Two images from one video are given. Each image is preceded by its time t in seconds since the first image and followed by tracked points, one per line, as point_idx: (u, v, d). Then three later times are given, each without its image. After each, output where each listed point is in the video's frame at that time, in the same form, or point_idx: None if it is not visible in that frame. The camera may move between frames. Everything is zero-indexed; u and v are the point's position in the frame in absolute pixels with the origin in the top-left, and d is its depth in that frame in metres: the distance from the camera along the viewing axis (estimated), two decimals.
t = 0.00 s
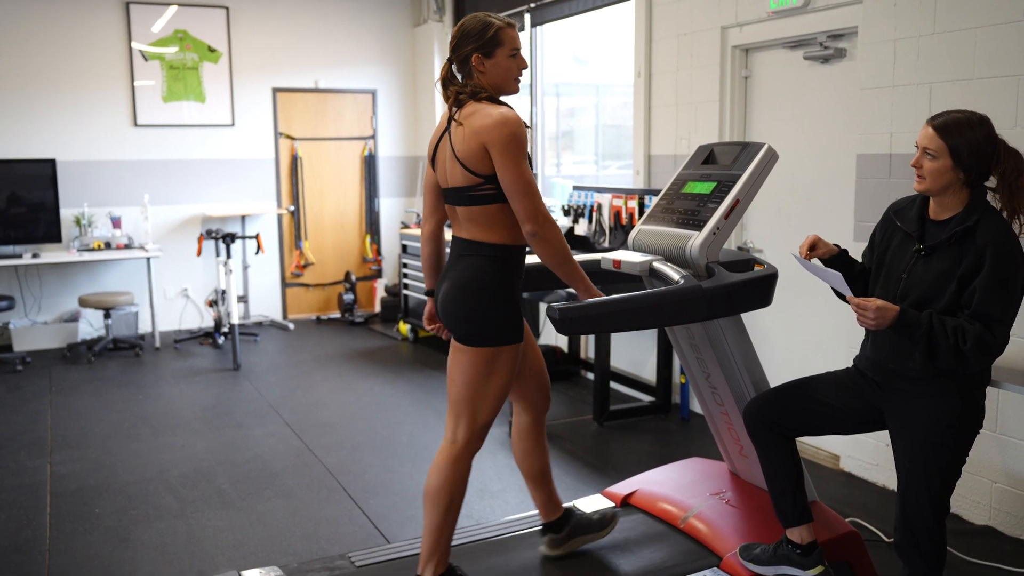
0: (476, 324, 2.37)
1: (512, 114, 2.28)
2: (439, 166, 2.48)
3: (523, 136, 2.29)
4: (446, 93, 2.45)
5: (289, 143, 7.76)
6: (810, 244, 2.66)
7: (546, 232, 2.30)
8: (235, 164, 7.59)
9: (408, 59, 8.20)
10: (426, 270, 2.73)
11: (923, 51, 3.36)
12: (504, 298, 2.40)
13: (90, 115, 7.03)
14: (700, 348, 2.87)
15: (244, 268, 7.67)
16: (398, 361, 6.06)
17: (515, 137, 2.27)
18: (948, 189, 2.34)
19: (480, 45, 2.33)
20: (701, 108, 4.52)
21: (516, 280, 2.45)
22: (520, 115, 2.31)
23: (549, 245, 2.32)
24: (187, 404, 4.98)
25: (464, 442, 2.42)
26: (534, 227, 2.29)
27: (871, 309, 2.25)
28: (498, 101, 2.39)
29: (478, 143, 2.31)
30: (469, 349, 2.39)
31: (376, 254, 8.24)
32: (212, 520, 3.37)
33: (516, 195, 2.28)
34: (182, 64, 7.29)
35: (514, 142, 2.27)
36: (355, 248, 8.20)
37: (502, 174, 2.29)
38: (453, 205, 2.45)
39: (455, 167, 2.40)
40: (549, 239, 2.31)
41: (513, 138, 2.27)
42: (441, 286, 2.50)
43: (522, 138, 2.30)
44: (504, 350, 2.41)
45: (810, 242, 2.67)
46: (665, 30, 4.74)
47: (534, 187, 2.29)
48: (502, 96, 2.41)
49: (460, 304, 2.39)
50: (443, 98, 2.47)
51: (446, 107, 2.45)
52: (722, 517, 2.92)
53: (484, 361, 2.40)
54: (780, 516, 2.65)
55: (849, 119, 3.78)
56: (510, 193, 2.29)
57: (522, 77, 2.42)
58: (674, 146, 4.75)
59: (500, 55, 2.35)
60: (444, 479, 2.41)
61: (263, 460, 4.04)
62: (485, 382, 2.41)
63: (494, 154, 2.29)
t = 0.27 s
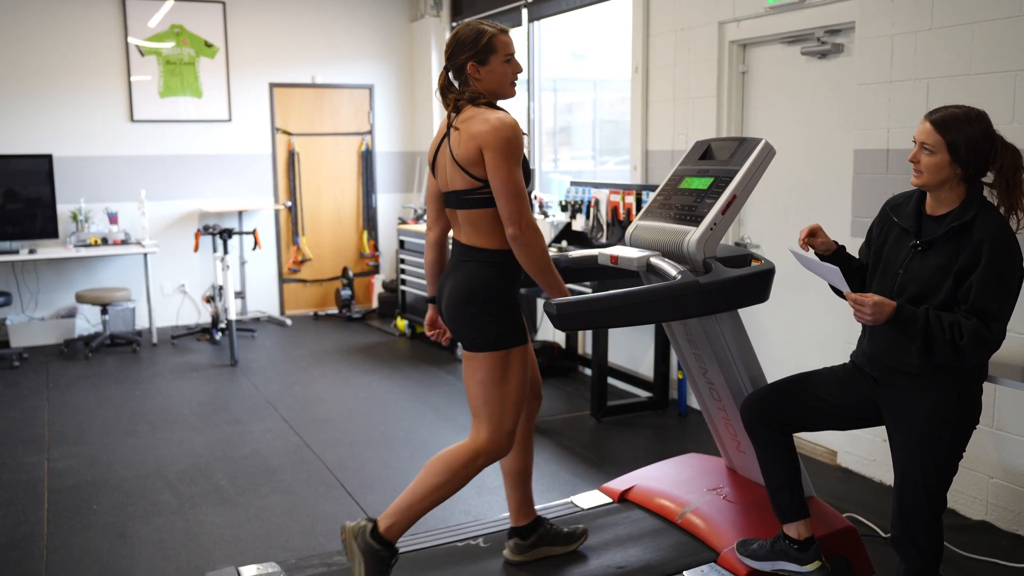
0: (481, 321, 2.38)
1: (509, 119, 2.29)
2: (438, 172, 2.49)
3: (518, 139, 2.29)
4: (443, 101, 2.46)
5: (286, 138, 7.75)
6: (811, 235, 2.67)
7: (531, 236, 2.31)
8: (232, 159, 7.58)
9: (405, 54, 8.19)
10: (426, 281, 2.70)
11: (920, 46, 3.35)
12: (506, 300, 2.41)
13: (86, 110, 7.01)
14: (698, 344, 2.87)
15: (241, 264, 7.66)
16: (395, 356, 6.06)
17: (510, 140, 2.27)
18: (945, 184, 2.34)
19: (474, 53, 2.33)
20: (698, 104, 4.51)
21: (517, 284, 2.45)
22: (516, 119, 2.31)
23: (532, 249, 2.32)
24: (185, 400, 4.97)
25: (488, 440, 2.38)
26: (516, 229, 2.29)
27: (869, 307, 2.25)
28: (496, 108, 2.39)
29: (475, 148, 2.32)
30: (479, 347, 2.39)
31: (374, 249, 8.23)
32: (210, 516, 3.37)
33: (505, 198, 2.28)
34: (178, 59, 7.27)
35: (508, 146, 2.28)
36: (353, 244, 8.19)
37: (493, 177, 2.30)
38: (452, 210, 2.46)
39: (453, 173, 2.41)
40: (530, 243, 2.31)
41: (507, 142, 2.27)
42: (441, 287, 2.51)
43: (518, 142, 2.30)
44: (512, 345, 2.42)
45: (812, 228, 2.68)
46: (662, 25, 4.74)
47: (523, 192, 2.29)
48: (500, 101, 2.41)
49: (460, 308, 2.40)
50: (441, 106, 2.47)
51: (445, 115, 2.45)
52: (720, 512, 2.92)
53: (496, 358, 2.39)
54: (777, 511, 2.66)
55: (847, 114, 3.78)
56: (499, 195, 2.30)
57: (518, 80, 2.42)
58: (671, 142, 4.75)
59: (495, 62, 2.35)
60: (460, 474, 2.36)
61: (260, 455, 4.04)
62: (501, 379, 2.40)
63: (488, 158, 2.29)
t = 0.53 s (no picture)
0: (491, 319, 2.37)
1: (487, 111, 2.26)
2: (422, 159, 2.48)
3: (487, 130, 2.25)
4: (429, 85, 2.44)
5: (284, 136, 7.75)
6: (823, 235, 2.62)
7: (476, 229, 2.25)
8: (230, 158, 7.58)
9: (403, 52, 8.19)
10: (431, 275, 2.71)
11: (919, 44, 3.35)
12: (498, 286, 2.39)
13: (84, 108, 7.01)
14: (696, 342, 2.88)
15: (239, 263, 7.66)
16: (394, 355, 6.06)
17: (481, 131, 2.23)
18: (943, 182, 2.35)
19: (467, 39, 2.33)
20: (697, 103, 4.51)
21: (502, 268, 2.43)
22: (495, 112, 2.29)
23: (473, 243, 2.25)
24: (183, 399, 4.97)
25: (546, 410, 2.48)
26: (463, 219, 2.24)
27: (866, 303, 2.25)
28: (479, 98, 2.37)
29: (451, 137, 2.29)
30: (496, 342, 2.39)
31: (372, 248, 8.24)
32: (208, 514, 3.37)
33: (458, 188, 2.24)
34: (176, 58, 7.26)
35: (474, 136, 2.23)
36: (351, 242, 8.19)
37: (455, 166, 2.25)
38: (436, 197, 2.45)
39: (435, 160, 2.40)
40: (473, 234, 2.25)
41: (477, 133, 2.23)
42: (426, 275, 2.49)
43: (492, 133, 2.27)
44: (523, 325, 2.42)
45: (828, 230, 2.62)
46: (661, 24, 4.74)
47: (480, 183, 2.24)
48: (486, 92, 2.40)
49: (447, 296, 2.39)
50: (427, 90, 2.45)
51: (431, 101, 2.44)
52: (718, 510, 2.93)
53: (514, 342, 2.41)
54: (775, 510, 2.66)
55: (845, 112, 3.78)
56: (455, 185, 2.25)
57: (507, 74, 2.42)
58: (670, 140, 4.75)
59: (487, 50, 2.35)
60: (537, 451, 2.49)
61: (259, 454, 4.05)
62: (525, 359, 2.44)
63: (456, 148, 2.25)
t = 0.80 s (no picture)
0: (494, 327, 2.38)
1: (491, 128, 2.27)
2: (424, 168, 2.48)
3: (487, 146, 2.26)
4: (435, 94, 2.45)
5: (276, 134, 7.73)
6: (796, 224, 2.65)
7: (470, 246, 2.26)
8: (223, 157, 7.56)
9: (396, 50, 8.18)
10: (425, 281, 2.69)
11: (910, 42, 3.36)
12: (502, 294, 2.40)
13: (75, 107, 6.98)
14: (689, 341, 2.88)
15: (231, 261, 7.64)
16: (386, 353, 6.05)
17: (480, 146, 2.25)
18: (936, 179, 2.35)
19: (473, 50, 2.32)
20: (689, 101, 4.52)
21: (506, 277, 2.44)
22: (497, 127, 2.30)
23: (466, 259, 2.26)
24: (176, 398, 4.96)
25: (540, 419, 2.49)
26: (459, 235, 2.25)
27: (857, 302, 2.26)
28: (482, 111, 2.38)
29: (451, 151, 2.30)
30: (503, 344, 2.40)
31: (365, 246, 8.23)
32: (201, 513, 3.37)
33: (455, 204, 2.25)
34: (168, 56, 7.24)
35: (476, 151, 2.25)
36: (344, 241, 8.18)
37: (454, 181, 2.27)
38: (436, 206, 2.45)
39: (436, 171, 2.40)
40: (468, 250, 2.26)
41: (479, 148, 2.25)
42: (429, 288, 2.48)
43: (494, 148, 2.28)
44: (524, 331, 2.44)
45: (801, 219, 2.65)
46: (653, 22, 4.74)
47: (479, 200, 2.26)
48: (490, 103, 2.40)
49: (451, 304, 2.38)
50: (432, 98, 2.46)
51: (434, 110, 2.44)
52: (710, 508, 2.93)
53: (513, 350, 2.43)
54: (767, 508, 2.67)
55: (836, 110, 3.79)
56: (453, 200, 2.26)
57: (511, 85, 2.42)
58: (663, 138, 4.75)
59: (492, 62, 2.34)
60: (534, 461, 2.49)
61: (251, 453, 4.04)
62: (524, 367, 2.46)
63: (456, 163, 2.27)
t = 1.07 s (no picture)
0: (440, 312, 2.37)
1: (481, 103, 2.30)
2: (406, 155, 2.47)
3: (490, 125, 2.30)
4: (414, 79, 2.45)
5: (260, 134, 7.71)
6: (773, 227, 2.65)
7: (509, 221, 2.31)
8: (206, 156, 7.53)
9: (380, 50, 8.17)
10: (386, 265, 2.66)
11: (892, 42, 3.38)
12: (469, 289, 2.40)
13: (57, 106, 6.93)
14: (673, 340, 2.89)
15: (215, 261, 7.60)
16: (371, 353, 6.04)
17: (484, 125, 2.28)
18: (918, 180, 2.37)
19: (451, 31, 2.33)
20: (674, 100, 4.53)
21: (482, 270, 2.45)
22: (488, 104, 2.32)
23: (510, 236, 2.32)
24: (159, 399, 4.93)
25: (442, 432, 2.41)
26: (496, 216, 2.29)
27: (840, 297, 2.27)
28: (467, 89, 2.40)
29: (446, 132, 2.31)
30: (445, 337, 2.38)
31: (349, 246, 8.21)
32: (184, 515, 3.35)
33: (481, 185, 2.28)
34: (151, 55, 7.20)
35: (480, 131, 2.28)
36: (328, 240, 8.16)
37: (467, 162, 2.29)
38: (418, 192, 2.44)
39: (422, 154, 2.39)
40: (508, 228, 2.31)
41: (480, 128, 2.27)
42: (405, 271, 2.49)
43: (490, 127, 2.31)
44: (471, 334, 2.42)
45: (777, 222, 2.64)
46: (638, 22, 4.75)
47: (497, 176, 2.29)
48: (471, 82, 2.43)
49: (423, 291, 2.39)
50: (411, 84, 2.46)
51: (415, 95, 2.44)
52: (695, 506, 2.94)
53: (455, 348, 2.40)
54: (751, 506, 2.68)
55: (819, 109, 3.81)
56: (475, 181, 2.29)
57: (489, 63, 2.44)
58: (647, 138, 4.76)
59: (471, 41, 2.36)
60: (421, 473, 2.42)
61: (235, 453, 4.02)
62: (456, 370, 2.41)
63: (462, 143, 2.29)
